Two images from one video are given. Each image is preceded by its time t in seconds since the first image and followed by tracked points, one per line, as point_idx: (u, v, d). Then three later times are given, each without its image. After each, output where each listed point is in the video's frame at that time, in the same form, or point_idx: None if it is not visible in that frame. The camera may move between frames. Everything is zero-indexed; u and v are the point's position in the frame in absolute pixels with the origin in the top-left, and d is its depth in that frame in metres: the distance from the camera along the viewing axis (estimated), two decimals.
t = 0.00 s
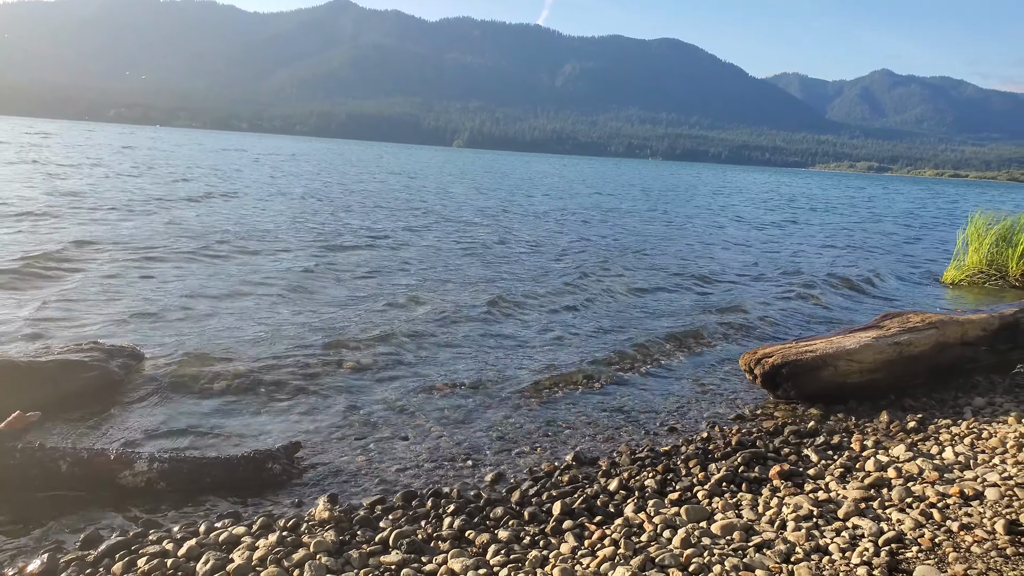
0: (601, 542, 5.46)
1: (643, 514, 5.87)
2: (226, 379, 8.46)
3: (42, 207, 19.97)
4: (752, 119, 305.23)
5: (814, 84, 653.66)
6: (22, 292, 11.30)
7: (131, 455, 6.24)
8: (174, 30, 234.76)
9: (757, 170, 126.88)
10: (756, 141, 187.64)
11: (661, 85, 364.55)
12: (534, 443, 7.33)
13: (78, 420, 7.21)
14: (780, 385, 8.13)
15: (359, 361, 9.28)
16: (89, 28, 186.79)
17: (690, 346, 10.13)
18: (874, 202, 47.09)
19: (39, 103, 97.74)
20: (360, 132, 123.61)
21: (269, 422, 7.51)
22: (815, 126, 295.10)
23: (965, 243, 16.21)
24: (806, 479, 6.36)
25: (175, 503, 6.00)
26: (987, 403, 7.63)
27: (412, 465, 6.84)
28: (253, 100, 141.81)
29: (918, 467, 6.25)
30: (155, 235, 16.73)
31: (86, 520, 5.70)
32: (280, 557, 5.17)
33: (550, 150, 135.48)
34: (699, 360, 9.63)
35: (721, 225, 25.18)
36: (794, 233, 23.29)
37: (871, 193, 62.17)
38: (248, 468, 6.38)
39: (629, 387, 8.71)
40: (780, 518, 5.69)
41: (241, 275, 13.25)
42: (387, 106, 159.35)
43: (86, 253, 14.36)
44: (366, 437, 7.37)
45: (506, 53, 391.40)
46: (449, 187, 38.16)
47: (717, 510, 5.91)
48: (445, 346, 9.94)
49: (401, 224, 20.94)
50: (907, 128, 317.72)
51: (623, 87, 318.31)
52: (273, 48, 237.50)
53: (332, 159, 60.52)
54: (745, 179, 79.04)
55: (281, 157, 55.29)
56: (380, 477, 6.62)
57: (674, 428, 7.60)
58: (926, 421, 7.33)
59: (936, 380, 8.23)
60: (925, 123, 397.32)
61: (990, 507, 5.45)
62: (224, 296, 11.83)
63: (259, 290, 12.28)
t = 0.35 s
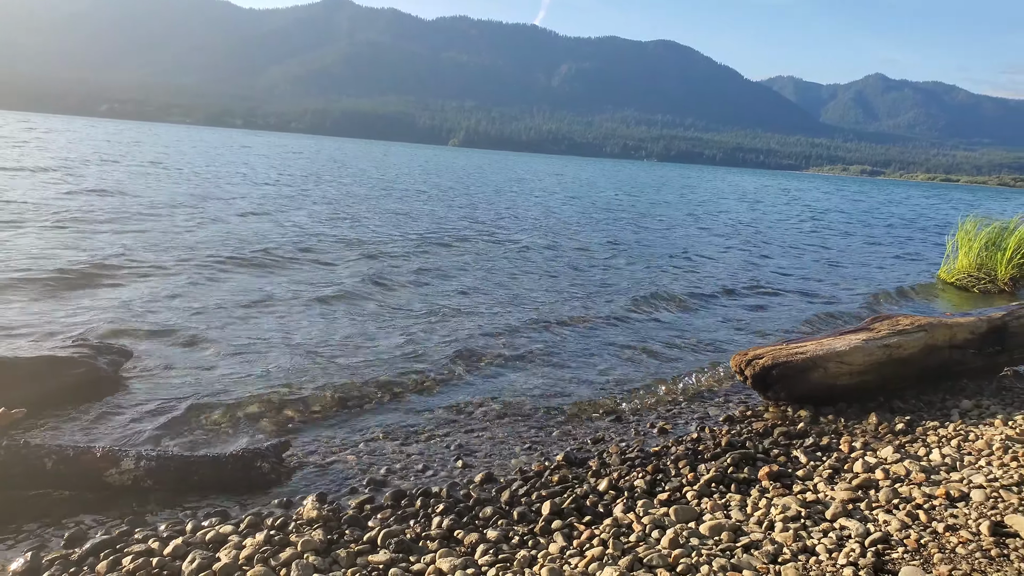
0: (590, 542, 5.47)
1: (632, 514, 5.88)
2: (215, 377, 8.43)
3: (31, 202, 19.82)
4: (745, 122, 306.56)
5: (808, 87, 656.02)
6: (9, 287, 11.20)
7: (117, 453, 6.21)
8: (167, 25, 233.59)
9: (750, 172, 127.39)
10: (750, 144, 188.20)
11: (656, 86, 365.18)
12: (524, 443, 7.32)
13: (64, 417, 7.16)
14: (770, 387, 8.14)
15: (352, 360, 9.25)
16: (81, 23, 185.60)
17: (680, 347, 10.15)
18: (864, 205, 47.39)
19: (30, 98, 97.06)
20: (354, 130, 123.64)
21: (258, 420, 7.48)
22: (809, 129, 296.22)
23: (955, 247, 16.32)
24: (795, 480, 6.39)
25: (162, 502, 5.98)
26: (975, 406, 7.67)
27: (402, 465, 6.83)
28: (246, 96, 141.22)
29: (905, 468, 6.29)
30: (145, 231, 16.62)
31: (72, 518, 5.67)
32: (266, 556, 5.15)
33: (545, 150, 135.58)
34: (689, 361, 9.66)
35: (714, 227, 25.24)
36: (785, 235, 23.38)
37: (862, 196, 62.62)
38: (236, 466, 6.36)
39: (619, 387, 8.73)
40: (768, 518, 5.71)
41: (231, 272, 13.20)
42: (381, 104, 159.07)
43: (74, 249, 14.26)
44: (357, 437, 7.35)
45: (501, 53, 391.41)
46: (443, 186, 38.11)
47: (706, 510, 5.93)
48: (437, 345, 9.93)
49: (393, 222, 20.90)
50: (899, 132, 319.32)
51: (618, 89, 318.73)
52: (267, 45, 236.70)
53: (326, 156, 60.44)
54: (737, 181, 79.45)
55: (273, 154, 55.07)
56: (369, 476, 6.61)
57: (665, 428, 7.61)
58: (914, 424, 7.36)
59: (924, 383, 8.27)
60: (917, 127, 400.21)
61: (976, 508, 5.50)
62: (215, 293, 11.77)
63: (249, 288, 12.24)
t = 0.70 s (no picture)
0: (569, 546, 5.47)
1: (611, 518, 5.89)
2: (190, 379, 8.34)
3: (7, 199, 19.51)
4: (728, 126, 309.39)
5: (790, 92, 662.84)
6: None
7: (90, 456, 6.14)
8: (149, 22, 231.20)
9: (732, 175, 128.69)
10: (732, 148, 190.01)
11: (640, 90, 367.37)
12: (505, 446, 7.31)
13: (36, 420, 7.05)
14: (750, 390, 8.16)
15: (333, 361, 9.21)
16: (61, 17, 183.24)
17: (659, 349, 10.23)
18: (842, 210, 48.05)
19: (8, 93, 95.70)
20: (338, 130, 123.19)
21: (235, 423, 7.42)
22: (790, 133, 299.54)
23: (930, 253, 16.56)
24: (773, 483, 6.43)
25: (135, 506, 5.90)
26: (949, 409, 7.78)
27: (382, 468, 6.80)
28: (229, 94, 140.15)
29: (881, 471, 6.36)
30: (123, 230, 16.43)
31: (42, 524, 5.58)
32: (242, 562, 5.10)
33: (529, 152, 135.99)
34: (668, 363, 9.72)
35: (695, 230, 25.44)
36: (765, 239, 23.63)
37: (841, 201, 63.53)
38: (212, 471, 6.29)
39: (600, 390, 8.76)
40: (746, 522, 5.74)
41: (210, 271, 13.09)
42: (366, 104, 158.60)
43: (50, 247, 14.07)
44: (336, 439, 7.31)
45: (486, 55, 391.71)
46: (426, 187, 38.08)
47: (684, 514, 5.95)
48: (419, 346, 9.92)
49: (375, 223, 20.85)
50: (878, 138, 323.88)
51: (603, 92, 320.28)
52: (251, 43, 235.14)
53: (309, 156, 60.11)
54: (720, 185, 80.18)
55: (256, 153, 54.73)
56: (348, 480, 6.57)
57: (645, 432, 7.63)
58: (891, 427, 7.45)
59: (899, 386, 8.38)
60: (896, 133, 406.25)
61: (949, 511, 5.57)
62: (196, 293, 11.65)
63: (228, 287, 12.15)
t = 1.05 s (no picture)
0: (542, 550, 5.44)
1: (584, 521, 5.88)
2: (160, 382, 8.19)
3: None
4: (704, 130, 312.35)
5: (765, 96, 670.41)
6: None
7: (54, 462, 6.00)
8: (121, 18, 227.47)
9: (707, 178, 130.02)
10: (708, 151, 191.93)
11: (617, 93, 369.26)
12: (479, 449, 7.26)
13: None
14: (723, 392, 8.18)
15: (306, 363, 9.12)
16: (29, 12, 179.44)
17: (635, 351, 10.27)
18: (814, 213, 48.73)
19: None
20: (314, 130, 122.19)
21: (206, 427, 7.28)
22: (765, 137, 303.37)
23: (900, 256, 16.81)
24: (745, 486, 6.46)
25: (101, 513, 5.76)
26: (917, 410, 7.89)
27: (355, 471, 6.73)
28: (203, 92, 138.33)
29: (849, 473, 6.43)
30: (90, 230, 16.11)
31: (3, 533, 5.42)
32: (209, 568, 5.00)
33: (506, 153, 136.16)
34: (642, 364, 9.78)
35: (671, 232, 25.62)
36: (739, 242, 23.87)
37: (813, 204, 64.39)
38: (182, 476, 6.17)
39: (575, 392, 8.76)
40: (718, 524, 5.76)
41: (180, 272, 12.91)
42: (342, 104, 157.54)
43: (14, 246, 13.74)
44: (309, 443, 7.20)
45: (464, 56, 391.23)
46: (402, 187, 37.95)
47: (656, 517, 5.96)
48: (392, 349, 9.83)
49: (350, 223, 20.71)
50: (851, 143, 329.12)
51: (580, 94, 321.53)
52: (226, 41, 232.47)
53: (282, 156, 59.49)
54: (696, 188, 80.94)
55: (230, 153, 54.12)
56: (320, 484, 6.48)
57: (619, 434, 7.63)
58: (860, 428, 7.54)
59: (869, 389, 8.49)
60: (869, 138, 413.31)
61: (916, 512, 5.64)
62: (164, 294, 11.43)
63: (199, 288, 11.97)
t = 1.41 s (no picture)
0: (527, 558, 5.41)
1: (569, 528, 5.85)
2: (142, 389, 8.06)
3: None
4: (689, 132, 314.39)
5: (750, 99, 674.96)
6: None
7: (32, 472, 5.86)
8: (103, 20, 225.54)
9: (692, 181, 130.90)
10: (693, 154, 193.17)
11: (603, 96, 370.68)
12: (464, 456, 7.21)
13: None
14: (707, 397, 8.18)
15: (290, 369, 9.04)
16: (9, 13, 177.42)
17: (621, 355, 10.27)
18: (797, 215, 49.17)
19: None
20: (299, 132, 121.74)
21: (189, 435, 7.17)
22: (750, 140, 305.70)
23: (883, 259, 16.92)
24: (730, 491, 6.46)
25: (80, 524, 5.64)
26: (901, 414, 7.93)
27: (339, 478, 6.67)
28: (186, 95, 137.43)
29: (834, 477, 6.45)
30: (70, 234, 15.92)
31: None
32: None
33: (492, 156, 136.36)
34: (628, 368, 9.78)
35: (656, 235, 25.71)
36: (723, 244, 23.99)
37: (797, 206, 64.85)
38: (163, 485, 6.07)
39: (560, 397, 8.73)
40: (703, 530, 5.74)
41: (162, 277, 12.77)
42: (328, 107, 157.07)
43: None
44: (293, 451, 7.10)
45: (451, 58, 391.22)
46: (387, 191, 37.88)
47: (641, 523, 5.94)
48: (375, 354, 9.75)
49: (335, 227, 20.62)
50: (834, 146, 332.34)
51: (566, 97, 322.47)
52: (209, 43, 231.11)
53: (267, 159, 59.11)
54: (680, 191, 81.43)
55: (213, 156, 53.79)
56: (303, 493, 6.40)
57: (604, 440, 7.60)
58: (845, 433, 7.56)
59: (853, 392, 8.53)
60: (852, 140, 417.62)
61: (900, 516, 5.66)
62: (145, 300, 11.27)
63: (182, 293, 11.85)
